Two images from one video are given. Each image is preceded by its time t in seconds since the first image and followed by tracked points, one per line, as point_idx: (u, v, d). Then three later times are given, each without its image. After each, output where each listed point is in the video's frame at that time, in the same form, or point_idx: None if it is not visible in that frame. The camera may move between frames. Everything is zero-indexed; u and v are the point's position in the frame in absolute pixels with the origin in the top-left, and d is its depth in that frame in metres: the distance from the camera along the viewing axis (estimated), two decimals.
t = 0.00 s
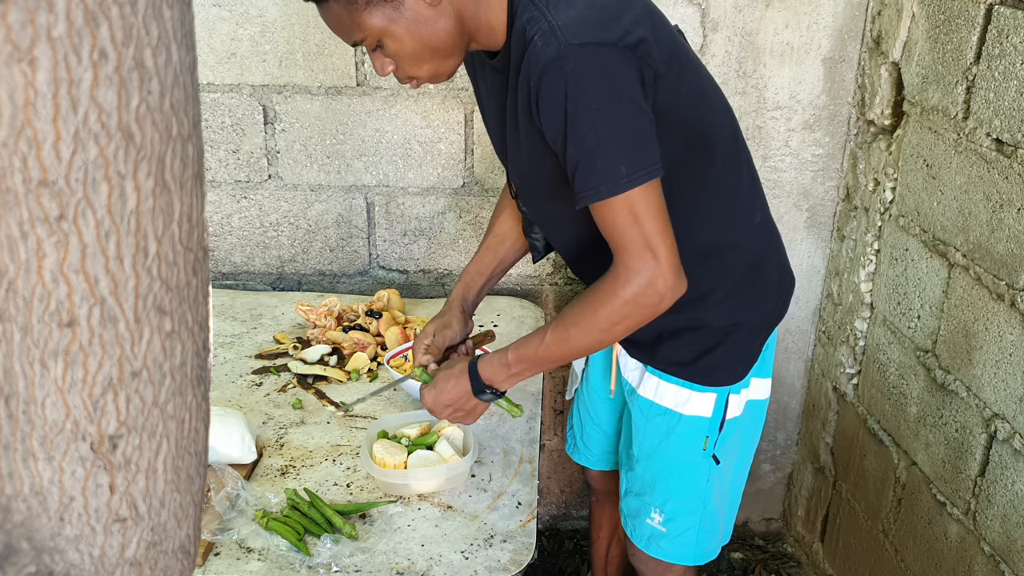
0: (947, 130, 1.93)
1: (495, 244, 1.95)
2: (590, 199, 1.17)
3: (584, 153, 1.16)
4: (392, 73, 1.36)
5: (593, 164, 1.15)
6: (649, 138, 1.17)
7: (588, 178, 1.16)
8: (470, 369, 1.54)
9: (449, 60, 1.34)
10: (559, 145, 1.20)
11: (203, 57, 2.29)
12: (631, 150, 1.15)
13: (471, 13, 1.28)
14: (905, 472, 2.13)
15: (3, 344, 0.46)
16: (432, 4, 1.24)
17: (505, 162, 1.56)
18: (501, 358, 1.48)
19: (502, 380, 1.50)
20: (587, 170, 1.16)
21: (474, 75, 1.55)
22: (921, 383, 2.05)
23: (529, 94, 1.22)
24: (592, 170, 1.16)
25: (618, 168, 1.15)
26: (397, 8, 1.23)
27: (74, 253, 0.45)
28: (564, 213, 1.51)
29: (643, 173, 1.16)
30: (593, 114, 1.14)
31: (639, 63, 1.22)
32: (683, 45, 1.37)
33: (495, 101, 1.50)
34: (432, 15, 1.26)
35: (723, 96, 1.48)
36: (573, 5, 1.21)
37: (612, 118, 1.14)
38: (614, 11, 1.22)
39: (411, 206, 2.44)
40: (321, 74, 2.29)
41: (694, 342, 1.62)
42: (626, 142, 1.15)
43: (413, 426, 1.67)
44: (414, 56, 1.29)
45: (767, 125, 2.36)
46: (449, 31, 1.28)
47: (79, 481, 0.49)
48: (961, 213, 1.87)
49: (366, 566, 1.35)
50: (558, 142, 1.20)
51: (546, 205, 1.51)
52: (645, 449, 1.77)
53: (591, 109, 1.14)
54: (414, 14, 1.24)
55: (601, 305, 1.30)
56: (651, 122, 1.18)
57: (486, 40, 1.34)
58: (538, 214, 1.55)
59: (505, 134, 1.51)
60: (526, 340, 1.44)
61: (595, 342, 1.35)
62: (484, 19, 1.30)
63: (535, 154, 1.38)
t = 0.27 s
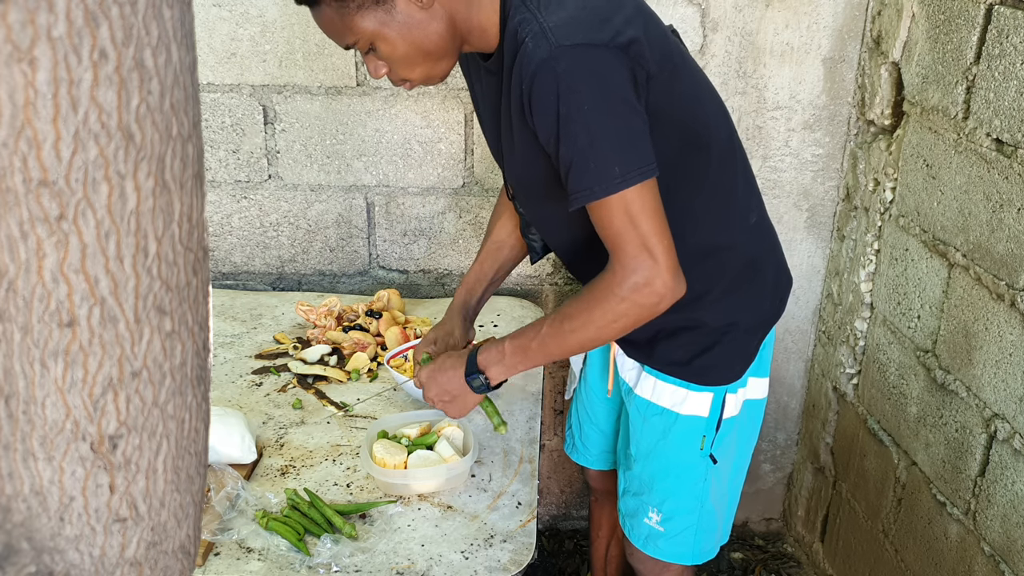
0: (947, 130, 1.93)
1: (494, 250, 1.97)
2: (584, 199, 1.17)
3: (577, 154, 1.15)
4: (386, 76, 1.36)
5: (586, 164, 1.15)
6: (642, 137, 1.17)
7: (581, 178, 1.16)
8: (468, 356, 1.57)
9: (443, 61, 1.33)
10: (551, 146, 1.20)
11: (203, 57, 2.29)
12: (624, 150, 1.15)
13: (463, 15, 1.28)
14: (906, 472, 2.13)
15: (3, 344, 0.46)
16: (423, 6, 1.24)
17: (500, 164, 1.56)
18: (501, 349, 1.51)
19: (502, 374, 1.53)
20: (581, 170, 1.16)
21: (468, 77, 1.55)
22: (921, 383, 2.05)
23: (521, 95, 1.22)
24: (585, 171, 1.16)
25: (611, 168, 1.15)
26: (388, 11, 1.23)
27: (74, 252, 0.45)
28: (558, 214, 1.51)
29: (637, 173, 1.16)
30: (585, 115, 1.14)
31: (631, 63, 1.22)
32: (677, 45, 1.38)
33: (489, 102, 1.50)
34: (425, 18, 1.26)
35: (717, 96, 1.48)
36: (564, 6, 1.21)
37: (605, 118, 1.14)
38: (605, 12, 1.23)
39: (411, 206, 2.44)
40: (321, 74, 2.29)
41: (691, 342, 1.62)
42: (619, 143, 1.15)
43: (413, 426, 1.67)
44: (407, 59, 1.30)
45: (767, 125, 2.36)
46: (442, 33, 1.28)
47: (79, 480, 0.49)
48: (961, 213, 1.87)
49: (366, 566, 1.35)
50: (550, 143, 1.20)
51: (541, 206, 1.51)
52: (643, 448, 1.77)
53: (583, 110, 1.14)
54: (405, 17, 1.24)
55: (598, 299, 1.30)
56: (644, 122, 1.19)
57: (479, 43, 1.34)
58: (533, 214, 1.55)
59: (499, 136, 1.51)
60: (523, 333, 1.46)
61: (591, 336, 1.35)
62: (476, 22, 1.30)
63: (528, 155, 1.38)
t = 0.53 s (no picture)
0: (947, 130, 1.93)
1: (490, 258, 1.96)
2: (572, 202, 1.17)
3: (565, 158, 1.15)
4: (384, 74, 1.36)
5: (575, 168, 1.15)
6: (632, 141, 1.17)
7: (570, 181, 1.16)
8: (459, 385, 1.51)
9: (439, 61, 1.33)
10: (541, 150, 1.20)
11: (203, 57, 2.29)
12: (614, 154, 1.15)
13: (458, 15, 1.28)
14: (906, 472, 2.13)
15: (3, 344, 0.46)
16: (417, 6, 1.24)
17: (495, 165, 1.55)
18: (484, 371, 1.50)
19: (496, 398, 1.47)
20: (570, 174, 1.16)
21: (468, 79, 1.55)
22: (921, 383, 2.05)
23: (512, 99, 1.22)
24: (574, 174, 1.15)
25: (600, 171, 1.15)
26: (383, 11, 1.23)
27: (74, 253, 0.45)
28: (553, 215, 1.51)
29: (626, 177, 1.16)
30: (575, 118, 1.14)
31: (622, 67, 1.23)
32: (673, 46, 1.38)
33: (486, 104, 1.51)
34: (419, 19, 1.26)
35: (714, 96, 1.48)
36: (556, 10, 1.22)
37: (594, 122, 1.14)
38: (597, 16, 1.24)
39: (411, 206, 2.44)
40: (321, 74, 2.29)
41: (689, 341, 1.63)
42: (609, 146, 1.15)
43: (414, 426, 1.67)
44: (402, 58, 1.30)
45: (767, 125, 2.36)
46: (436, 33, 1.28)
47: (79, 480, 0.49)
48: (961, 213, 1.87)
49: (366, 566, 1.35)
50: (539, 145, 1.19)
51: (536, 207, 1.51)
52: (642, 447, 1.78)
53: (572, 113, 1.14)
54: (400, 17, 1.24)
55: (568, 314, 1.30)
56: (633, 127, 1.19)
57: (475, 43, 1.33)
58: (530, 214, 1.55)
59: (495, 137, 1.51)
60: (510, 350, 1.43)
61: (561, 352, 1.35)
62: (472, 22, 1.29)
63: (521, 156, 1.38)
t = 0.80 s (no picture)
0: (947, 130, 1.93)
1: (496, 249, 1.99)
2: (572, 196, 1.19)
3: (567, 153, 1.16)
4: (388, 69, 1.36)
5: (576, 163, 1.16)
6: (629, 138, 1.19)
7: (571, 176, 1.17)
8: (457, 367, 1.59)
9: (444, 55, 1.33)
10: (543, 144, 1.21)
11: (203, 57, 2.29)
12: (613, 151, 1.17)
13: (463, 10, 1.28)
14: (905, 472, 2.13)
15: (3, 344, 0.46)
16: None
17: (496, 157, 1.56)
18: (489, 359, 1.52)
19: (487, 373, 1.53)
20: (570, 169, 1.17)
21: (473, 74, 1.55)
22: (921, 383, 2.05)
23: (514, 92, 1.22)
24: (575, 169, 1.17)
25: (600, 167, 1.16)
26: (390, 3, 1.23)
27: (74, 253, 0.45)
28: (552, 210, 1.52)
29: (623, 173, 1.18)
30: (576, 115, 1.15)
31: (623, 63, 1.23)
32: (673, 43, 1.37)
33: (487, 96, 1.50)
34: (426, 12, 1.26)
35: (714, 93, 1.48)
36: (559, 5, 1.20)
37: (595, 119, 1.15)
38: (600, 11, 1.23)
39: (411, 206, 2.44)
40: (321, 74, 2.29)
41: (686, 338, 1.63)
42: (608, 143, 1.16)
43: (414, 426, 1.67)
44: (408, 52, 1.29)
45: (767, 125, 2.36)
46: (443, 27, 1.28)
47: (79, 480, 0.49)
48: (961, 213, 1.87)
49: (366, 565, 1.35)
50: (541, 139, 1.20)
51: (534, 201, 1.51)
52: (639, 443, 1.77)
53: (574, 110, 1.15)
54: (407, 10, 1.24)
55: (570, 302, 1.33)
56: (631, 123, 1.20)
57: (479, 38, 1.33)
58: (528, 208, 1.55)
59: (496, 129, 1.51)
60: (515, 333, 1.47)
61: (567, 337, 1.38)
62: (476, 17, 1.29)
63: (522, 150, 1.38)
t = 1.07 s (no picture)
0: (947, 130, 1.93)
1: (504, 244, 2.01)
2: (584, 192, 1.20)
3: (578, 149, 1.17)
4: (393, 68, 1.35)
5: (588, 160, 1.17)
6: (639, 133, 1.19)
7: (582, 173, 1.18)
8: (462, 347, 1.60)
9: (450, 53, 1.33)
10: (553, 140, 1.21)
11: (203, 57, 2.29)
12: (623, 147, 1.17)
13: (472, 6, 1.29)
14: (905, 472, 2.13)
15: (3, 344, 0.46)
16: None
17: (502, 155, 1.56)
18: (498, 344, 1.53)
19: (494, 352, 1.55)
20: (582, 165, 1.18)
21: (476, 71, 1.55)
22: (921, 383, 2.05)
23: (524, 89, 1.22)
24: (586, 165, 1.17)
25: (612, 164, 1.17)
26: None
27: (74, 253, 0.45)
28: (559, 208, 1.52)
29: (635, 168, 1.19)
30: (587, 112, 1.15)
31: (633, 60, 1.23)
32: (679, 41, 1.38)
33: (493, 94, 1.50)
34: (435, 9, 1.26)
35: (719, 92, 1.48)
36: (569, 2, 1.20)
37: (606, 116, 1.16)
38: (610, 8, 1.22)
39: (411, 206, 2.44)
40: (321, 74, 2.29)
41: (688, 336, 1.62)
42: (620, 139, 1.17)
43: (414, 426, 1.67)
44: (416, 49, 1.29)
45: (767, 125, 2.36)
46: (451, 24, 1.29)
47: (79, 480, 0.49)
48: (961, 213, 1.87)
49: (366, 565, 1.35)
50: (552, 136, 1.21)
51: (541, 198, 1.51)
52: (640, 441, 1.77)
53: (585, 107, 1.15)
54: (416, 6, 1.24)
55: (583, 290, 1.34)
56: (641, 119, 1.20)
57: (486, 35, 1.35)
58: (533, 206, 1.55)
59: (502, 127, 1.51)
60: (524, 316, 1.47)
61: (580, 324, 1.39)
62: (484, 14, 1.31)
63: (530, 148, 1.38)
